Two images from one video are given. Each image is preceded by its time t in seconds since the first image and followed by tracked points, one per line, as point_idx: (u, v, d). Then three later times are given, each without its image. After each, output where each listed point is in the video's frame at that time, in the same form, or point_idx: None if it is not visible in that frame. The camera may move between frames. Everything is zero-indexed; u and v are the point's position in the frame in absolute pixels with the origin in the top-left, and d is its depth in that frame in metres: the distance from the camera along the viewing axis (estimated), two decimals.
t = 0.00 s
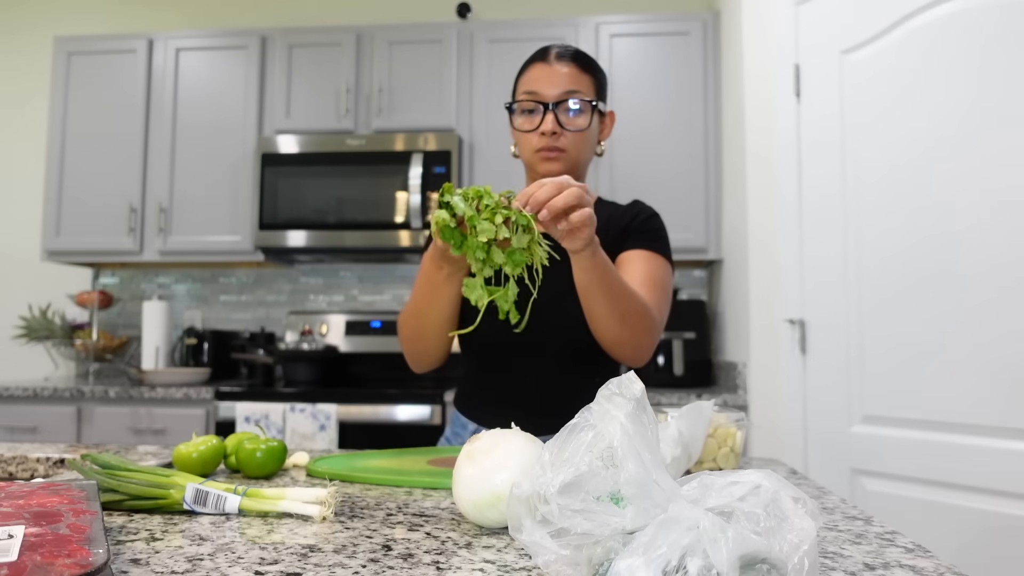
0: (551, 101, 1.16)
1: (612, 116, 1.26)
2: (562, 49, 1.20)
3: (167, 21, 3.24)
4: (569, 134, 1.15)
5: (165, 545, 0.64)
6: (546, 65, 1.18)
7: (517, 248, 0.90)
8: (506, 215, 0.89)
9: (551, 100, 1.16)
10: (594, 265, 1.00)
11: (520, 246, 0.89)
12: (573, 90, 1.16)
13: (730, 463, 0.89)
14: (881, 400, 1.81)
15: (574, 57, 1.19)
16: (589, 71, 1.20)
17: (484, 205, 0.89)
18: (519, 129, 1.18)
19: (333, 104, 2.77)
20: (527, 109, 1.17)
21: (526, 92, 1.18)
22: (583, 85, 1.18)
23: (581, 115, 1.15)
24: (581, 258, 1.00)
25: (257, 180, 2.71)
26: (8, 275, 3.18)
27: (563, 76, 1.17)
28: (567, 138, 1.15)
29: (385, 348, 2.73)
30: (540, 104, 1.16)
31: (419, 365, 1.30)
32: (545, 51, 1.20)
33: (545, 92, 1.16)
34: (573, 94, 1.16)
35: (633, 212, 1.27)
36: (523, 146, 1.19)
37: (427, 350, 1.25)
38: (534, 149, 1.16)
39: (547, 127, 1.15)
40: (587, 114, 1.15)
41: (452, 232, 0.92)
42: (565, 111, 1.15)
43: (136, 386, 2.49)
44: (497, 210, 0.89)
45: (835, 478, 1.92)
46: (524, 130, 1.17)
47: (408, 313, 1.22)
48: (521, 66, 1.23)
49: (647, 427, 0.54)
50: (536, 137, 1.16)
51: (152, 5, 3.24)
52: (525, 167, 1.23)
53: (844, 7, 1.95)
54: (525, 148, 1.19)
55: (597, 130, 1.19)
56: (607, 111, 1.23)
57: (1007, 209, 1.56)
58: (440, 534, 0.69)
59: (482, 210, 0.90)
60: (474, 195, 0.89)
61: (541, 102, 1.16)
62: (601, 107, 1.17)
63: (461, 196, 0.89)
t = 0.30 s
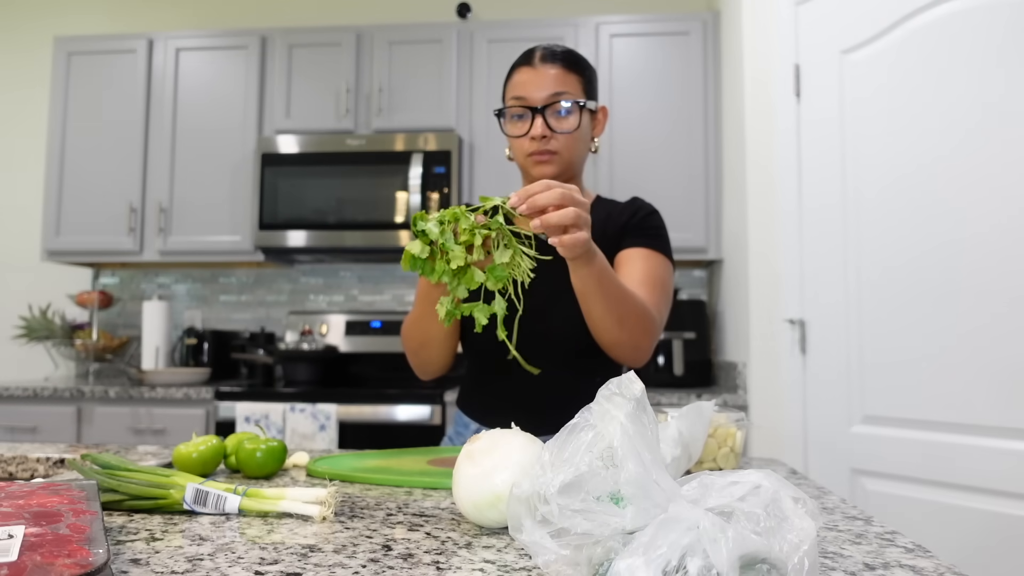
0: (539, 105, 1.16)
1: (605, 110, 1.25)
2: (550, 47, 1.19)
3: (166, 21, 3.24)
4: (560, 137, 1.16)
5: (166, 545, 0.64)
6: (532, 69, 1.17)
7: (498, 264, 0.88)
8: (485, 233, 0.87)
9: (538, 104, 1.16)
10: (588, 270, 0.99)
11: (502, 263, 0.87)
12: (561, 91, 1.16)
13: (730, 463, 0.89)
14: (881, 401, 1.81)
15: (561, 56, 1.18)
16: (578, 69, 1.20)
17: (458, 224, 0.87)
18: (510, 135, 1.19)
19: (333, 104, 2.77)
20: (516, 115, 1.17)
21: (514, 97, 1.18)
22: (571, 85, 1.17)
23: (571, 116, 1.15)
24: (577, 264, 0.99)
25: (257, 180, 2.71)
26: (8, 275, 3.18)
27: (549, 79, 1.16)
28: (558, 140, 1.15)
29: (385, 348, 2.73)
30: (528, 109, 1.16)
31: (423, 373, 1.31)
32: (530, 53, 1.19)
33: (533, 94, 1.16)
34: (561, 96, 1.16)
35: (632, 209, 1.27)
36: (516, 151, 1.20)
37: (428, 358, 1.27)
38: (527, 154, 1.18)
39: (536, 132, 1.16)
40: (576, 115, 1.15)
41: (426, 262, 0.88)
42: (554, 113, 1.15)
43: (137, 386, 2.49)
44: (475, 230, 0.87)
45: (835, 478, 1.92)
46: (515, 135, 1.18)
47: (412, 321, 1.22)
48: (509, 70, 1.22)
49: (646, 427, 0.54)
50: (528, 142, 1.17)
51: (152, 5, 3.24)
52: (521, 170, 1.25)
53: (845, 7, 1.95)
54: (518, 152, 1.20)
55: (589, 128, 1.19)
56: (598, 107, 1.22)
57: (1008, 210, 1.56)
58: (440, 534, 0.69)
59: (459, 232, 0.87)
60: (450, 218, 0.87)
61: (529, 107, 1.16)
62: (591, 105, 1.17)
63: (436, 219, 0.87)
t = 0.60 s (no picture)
0: (540, 106, 1.16)
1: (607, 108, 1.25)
2: (550, 45, 1.19)
3: (167, 21, 3.24)
4: (561, 137, 1.16)
5: (165, 545, 0.64)
6: (533, 69, 1.17)
7: (497, 267, 0.88)
8: (482, 235, 0.87)
9: (539, 105, 1.16)
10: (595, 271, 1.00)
11: (502, 263, 0.88)
12: (561, 92, 1.16)
13: (729, 463, 0.89)
14: (881, 401, 1.81)
15: (562, 55, 1.18)
16: (579, 67, 1.20)
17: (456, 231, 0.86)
18: (511, 136, 1.19)
19: (333, 103, 2.77)
20: (517, 115, 1.18)
21: (515, 98, 1.18)
22: (572, 85, 1.17)
23: (571, 117, 1.16)
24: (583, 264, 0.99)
25: (257, 180, 2.71)
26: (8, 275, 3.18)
27: (550, 79, 1.16)
28: (558, 141, 1.16)
29: (385, 349, 2.73)
30: (528, 110, 1.16)
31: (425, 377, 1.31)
32: (530, 53, 1.19)
33: (534, 95, 1.16)
34: (561, 97, 1.16)
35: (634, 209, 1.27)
36: (517, 151, 1.20)
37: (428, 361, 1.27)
38: (528, 155, 1.18)
39: (537, 133, 1.16)
40: (577, 116, 1.16)
41: (424, 269, 0.87)
42: (555, 114, 1.15)
43: (136, 386, 2.49)
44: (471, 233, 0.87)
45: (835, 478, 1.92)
46: (516, 136, 1.18)
47: (411, 325, 1.23)
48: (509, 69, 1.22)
49: (647, 427, 0.54)
50: (529, 143, 1.17)
51: (152, 5, 3.24)
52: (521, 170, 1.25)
53: (845, 7, 1.94)
54: (519, 153, 1.21)
55: (590, 127, 1.19)
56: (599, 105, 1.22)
57: (1008, 211, 1.56)
58: (440, 534, 0.69)
59: (454, 237, 0.87)
60: (444, 223, 0.86)
61: (529, 108, 1.16)
62: (592, 105, 1.17)
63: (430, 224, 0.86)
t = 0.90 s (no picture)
0: (542, 107, 1.16)
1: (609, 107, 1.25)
2: (554, 44, 1.18)
3: (167, 21, 3.24)
4: (563, 139, 1.16)
5: (165, 545, 0.64)
6: (534, 70, 1.17)
7: (491, 276, 0.87)
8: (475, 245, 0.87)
9: (541, 106, 1.16)
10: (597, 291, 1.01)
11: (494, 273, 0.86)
12: (565, 92, 1.16)
13: (729, 463, 0.89)
14: (881, 400, 1.81)
15: (565, 54, 1.18)
16: (583, 67, 1.19)
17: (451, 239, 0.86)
18: (514, 137, 1.19)
19: (333, 103, 2.77)
20: (519, 117, 1.18)
21: (517, 99, 1.18)
22: (576, 85, 1.17)
23: (574, 119, 1.16)
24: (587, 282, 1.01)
25: (257, 180, 2.71)
26: (9, 275, 3.18)
27: (553, 80, 1.16)
28: (561, 142, 1.16)
29: (385, 349, 2.73)
30: (530, 111, 1.16)
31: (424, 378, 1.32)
32: (532, 53, 1.19)
33: (537, 95, 1.16)
34: (564, 97, 1.16)
35: (638, 210, 1.26)
36: (519, 152, 1.21)
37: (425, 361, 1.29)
38: (530, 155, 1.18)
39: (539, 135, 1.16)
40: (579, 118, 1.16)
41: (415, 277, 0.87)
42: (557, 115, 1.16)
43: (137, 386, 2.49)
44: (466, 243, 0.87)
45: (835, 478, 1.92)
46: (519, 137, 1.18)
47: (412, 327, 1.23)
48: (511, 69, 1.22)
49: (647, 427, 0.54)
50: (531, 144, 1.17)
51: (152, 5, 3.24)
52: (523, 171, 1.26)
53: (845, 6, 1.94)
54: (521, 154, 1.21)
55: (593, 128, 1.19)
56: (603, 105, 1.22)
57: (1007, 210, 1.56)
58: (439, 534, 0.69)
59: (448, 246, 0.87)
60: (437, 232, 0.86)
61: (531, 109, 1.16)
62: (595, 105, 1.17)
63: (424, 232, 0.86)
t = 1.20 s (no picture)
0: (543, 107, 1.16)
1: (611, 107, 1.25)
2: (556, 45, 1.18)
3: (167, 20, 3.24)
4: (564, 139, 1.16)
5: (165, 545, 0.64)
6: (535, 70, 1.17)
7: (497, 270, 0.87)
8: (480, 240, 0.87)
9: (542, 106, 1.16)
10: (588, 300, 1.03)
11: (499, 267, 0.87)
12: (566, 93, 1.16)
13: (729, 463, 0.89)
14: (881, 400, 1.81)
15: (567, 54, 1.18)
16: (585, 66, 1.19)
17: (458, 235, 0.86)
18: (515, 137, 1.20)
19: (333, 103, 2.77)
20: (520, 117, 1.18)
21: (518, 99, 1.18)
22: (578, 86, 1.17)
23: (576, 119, 1.16)
24: (576, 294, 1.03)
25: (257, 180, 2.71)
26: (8, 274, 3.18)
27: (553, 80, 1.16)
28: (564, 143, 1.16)
29: (385, 349, 2.73)
30: (531, 112, 1.16)
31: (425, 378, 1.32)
32: (533, 53, 1.19)
33: (539, 95, 1.16)
34: (565, 97, 1.16)
35: (642, 210, 1.26)
36: (521, 152, 1.21)
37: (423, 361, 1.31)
38: (532, 155, 1.18)
39: (541, 135, 1.16)
40: (580, 117, 1.16)
41: (421, 269, 0.85)
42: (559, 115, 1.16)
43: (137, 386, 2.49)
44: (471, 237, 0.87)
45: (835, 478, 1.92)
46: (521, 138, 1.18)
47: (414, 327, 1.23)
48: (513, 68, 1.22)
49: (647, 426, 0.54)
50: (532, 144, 1.18)
51: (152, 5, 3.24)
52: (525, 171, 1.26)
53: (844, 6, 1.94)
54: (523, 154, 1.21)
55: (595, 128, 1.19)
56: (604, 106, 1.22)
57: (1007, 210, 1.56)
58: (440, 534, 0.69)
59: (453, 241, 0.87)
60: (443, 227, 0.86)
61: (532, 109, 1.17)
62: (597, 104, 1.17)
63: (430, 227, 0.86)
